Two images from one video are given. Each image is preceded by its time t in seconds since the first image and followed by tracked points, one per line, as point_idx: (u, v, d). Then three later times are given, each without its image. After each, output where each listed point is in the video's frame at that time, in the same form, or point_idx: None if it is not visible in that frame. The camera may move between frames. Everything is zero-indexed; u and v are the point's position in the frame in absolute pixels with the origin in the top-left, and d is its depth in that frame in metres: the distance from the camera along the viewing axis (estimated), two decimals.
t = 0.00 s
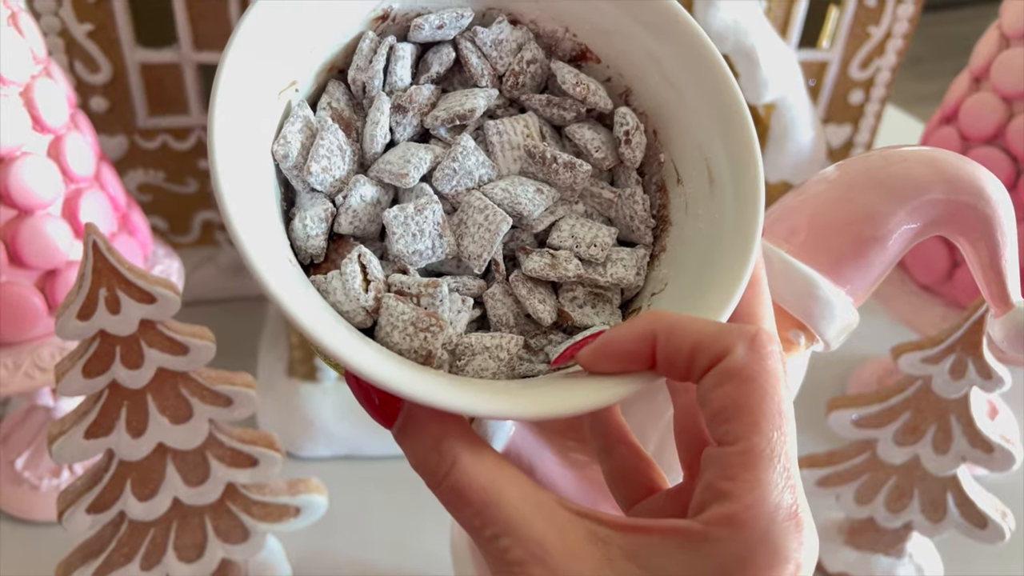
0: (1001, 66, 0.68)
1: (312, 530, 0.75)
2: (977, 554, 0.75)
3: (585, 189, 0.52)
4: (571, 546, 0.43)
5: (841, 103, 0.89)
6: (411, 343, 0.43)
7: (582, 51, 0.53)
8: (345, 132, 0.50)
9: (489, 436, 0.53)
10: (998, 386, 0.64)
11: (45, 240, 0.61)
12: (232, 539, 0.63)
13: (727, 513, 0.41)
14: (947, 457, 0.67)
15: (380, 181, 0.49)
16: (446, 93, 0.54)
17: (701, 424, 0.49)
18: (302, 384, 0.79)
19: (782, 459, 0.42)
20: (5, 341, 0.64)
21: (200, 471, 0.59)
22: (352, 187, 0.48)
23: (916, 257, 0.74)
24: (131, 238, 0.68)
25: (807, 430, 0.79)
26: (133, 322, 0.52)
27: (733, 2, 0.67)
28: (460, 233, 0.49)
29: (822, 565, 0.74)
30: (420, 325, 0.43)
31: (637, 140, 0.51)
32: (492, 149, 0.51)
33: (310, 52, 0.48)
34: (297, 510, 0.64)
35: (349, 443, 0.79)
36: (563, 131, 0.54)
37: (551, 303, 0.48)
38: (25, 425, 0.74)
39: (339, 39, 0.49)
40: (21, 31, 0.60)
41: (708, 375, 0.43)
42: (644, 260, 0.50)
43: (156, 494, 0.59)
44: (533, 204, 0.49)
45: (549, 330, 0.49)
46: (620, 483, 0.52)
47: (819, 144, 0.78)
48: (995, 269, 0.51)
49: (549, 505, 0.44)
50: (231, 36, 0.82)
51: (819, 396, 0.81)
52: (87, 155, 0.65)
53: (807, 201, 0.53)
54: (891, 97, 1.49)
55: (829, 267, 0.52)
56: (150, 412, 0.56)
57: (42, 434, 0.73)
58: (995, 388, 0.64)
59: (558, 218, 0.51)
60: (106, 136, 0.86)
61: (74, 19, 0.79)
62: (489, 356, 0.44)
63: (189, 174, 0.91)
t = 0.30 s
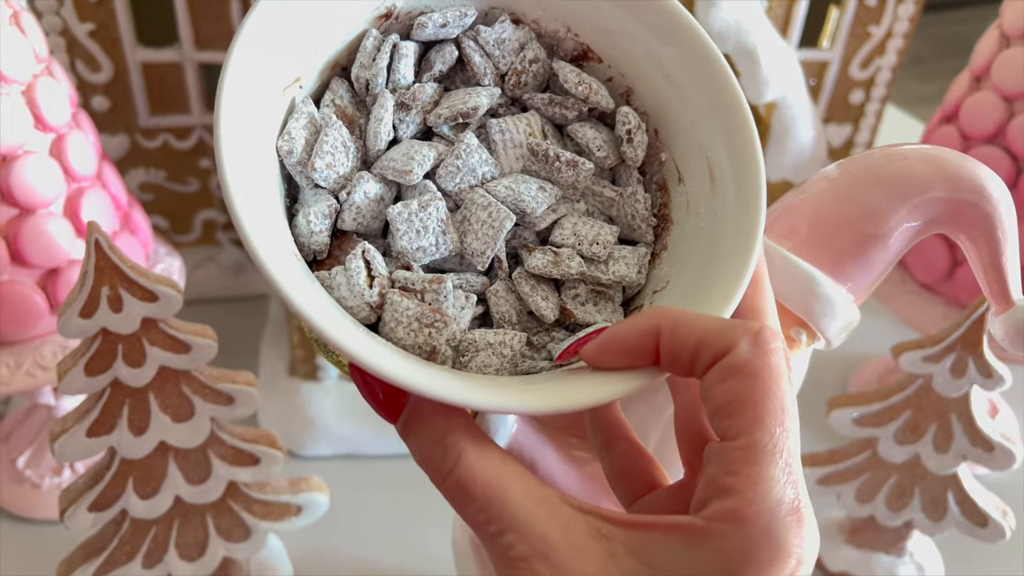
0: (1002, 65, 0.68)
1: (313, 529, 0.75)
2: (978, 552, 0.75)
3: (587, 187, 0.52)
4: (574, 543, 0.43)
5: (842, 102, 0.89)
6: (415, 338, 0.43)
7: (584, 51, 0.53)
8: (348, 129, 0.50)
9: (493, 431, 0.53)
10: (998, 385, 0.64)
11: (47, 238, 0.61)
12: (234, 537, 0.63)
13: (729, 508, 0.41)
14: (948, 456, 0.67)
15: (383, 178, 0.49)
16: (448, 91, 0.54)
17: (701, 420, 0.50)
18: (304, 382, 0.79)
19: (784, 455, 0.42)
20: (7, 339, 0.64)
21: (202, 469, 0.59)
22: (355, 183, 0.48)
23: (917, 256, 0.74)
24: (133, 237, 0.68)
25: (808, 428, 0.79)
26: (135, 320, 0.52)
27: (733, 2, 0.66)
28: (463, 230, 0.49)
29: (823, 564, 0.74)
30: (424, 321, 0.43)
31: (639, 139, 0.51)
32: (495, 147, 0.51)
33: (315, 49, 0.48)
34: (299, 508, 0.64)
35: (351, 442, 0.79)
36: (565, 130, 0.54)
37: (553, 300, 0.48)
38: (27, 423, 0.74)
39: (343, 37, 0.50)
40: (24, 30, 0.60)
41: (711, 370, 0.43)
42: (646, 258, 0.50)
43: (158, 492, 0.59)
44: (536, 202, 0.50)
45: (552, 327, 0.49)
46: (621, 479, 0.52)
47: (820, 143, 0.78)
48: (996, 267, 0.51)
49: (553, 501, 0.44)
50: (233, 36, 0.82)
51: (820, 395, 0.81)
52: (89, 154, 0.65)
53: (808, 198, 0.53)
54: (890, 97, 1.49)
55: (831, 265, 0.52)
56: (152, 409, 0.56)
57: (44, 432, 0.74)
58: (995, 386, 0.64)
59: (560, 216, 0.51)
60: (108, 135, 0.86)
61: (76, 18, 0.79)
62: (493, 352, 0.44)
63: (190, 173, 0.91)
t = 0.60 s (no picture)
0: (994, 67, 0.68)
1: (309, 529, 0.75)
2: (971, 553, 0.75)
3: (577, 189, 0.53)
4: (566, 543, 0.43)
5: (836, 104, 0.90)
6: (406, 338, 0.43)
7: (574, 53, 0.54)
8: (340, 129, 0.50)
9: (484, 428, 0.53)
10: (990, 386, 0.64)
11: (43, 239, 0.62)
12: (229, 537, 0.63)
13: (715, 506, 0.42)
14: (940, 456, 0.67)
15: (375, 179, 0.50)
16: (439, 93, 0.54)
17: (689, 419, 0.50)
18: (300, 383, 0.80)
19: (770, 453, 0.42)
20: (3, 339, 0.64)
21: (197, 468, 0.60)
22: (347, 183, 0.48)
23: (910, 256, 0.74)
24: (129, 238, 0.69)
25: (802, 429, 0.79)
26: (130, 320, 0.53)
27: (727, 3, 0.67)
28: (454, 230, 0.49)
29: (815, 565, 0.74)
30: (415, 321, 0.44)
31: (628, 141, 0.51)
32: (486, 148, 0.52)
33: (308, 50, 0.48)
34: (294, 508, 0.64)
35: (346, 443, 0.80)
36: (555, 132, 0.54)
37: (544, 300, 0.49)
38: (24, 423, 0.75)
39: (335, 39, 0.50)
40: (21, 32, 0.61)
41: (699, 369, 0.44)
42: (635, 259, 0.50)
43: (153, 491, 0.59)
44: (527, 203, 0.50)
45: (542, 326, 0.49)
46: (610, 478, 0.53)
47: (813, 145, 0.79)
48: (983, 268, 0.52)
49: (544, 500, 0.44)
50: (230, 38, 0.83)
51: (814, 396, 0.82)
52: (85, 155, 0.65)
53: (796, 197, 0.54)
54: (886, 99, 1.49)
55: (819, 265, 0.53)
56: (147, 409, 0.56)
57: (40, 433, 0.74)
58: (988, 387, 0.64)
59: (550, 217, 0.52)
60: (105, 137, 0.87)
61: (73, 20, 0.79)
62: (484, 352, 0.45)
63: (187, 174, 0.91)
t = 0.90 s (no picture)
0: (995, 71, 0.68)
1: (306, 534, 0.75)
2: (973, 559, 0.75)
3: (577, 194, 0.52)
4: (560, 543, 0.42)
5: (836, 108, 0.89)
6: (403, 331, 0.43)
7: (578, 62, 0.53)
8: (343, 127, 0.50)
9: (482, 432, 0.53)
10: (992, 391, 0.64)
11: (39, 243, 0.61)
12: (225, 543, 0.63)
13: (713, 506, 0.41)
14: (942, 462, 0.66)
15: (376, 176, 0.49)
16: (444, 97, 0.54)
17: (688, 422, 0.49)
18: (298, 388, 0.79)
19: (768, 454, 0.42)
20: None
21: (193, 474, 0.59)
22: (348, 179, 0.48)
23: (910, 261, 0.74)
24: (125, 243, 0.68)
25: (802, 434, 0.79)
26: (125, 325, 0.52)
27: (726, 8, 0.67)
28: (454, 229, 0.49)
29: (815, 569, 0.73)
30: (413, 313, 0.43)
31: (631, 147, 0.51)
32: (488, 150, 0.51)
33: (314, 49, 0.48)
34: (291, 514, 0.64)
35: (344, 448, 0.79)
36: (558, 139, 0.53)
37: (542, 301, 0.48)
38: (20, 428, 0.74)
39: (342, 40, 0.50)
40: (18, 36, 0.60)
41: (697, 368, 0.43)
42: (635, 265, 0.50)
43: (148, 498, 0.59)
44: (528, 203, 0.50)
45: (540, 328, 0.48)
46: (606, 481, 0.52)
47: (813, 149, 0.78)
48: (983, 272, 0.52)
49: (536, 496, 0.44)
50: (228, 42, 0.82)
51: (814, 400, 0.82)
52: (82, 160, 0.65)
53: (796, 201, 0.53)
54: (885, 103, 1.49)
55: (818, 270, 0.52)
56: (142, 415, 0.56)
57: (37, 438, 0.74)
58: (989, 392, 0.64)
59: (551, 220, 0.51)
60: (102, 141, 0.86)
61: (71, 24, 0.79)
62: (480, 349, 0.44)
63: (185, 179, 0.91)
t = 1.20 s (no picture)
0: (986, 97, 0.68)
1: (298, 559, 0.75)
2: None
3: (566, 232, 0.52)
4: None
5: (830, 129, 0.89)
6: (387, 362, 0.43)
7: (567, 104, 0.54)
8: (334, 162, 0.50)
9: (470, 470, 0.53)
10: (986, 419, 0.64)
11: (29, 272, 0.61)
12: (216, 571, 0.63)
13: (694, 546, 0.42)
14: (935, 488, 0.66)
15: (366, 211, 0.49)
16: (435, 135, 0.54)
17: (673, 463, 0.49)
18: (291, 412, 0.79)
19: (751, 496, 0.43)
20: None
21: (183, 504, 0.59)
22: (338, 213, 0.48)
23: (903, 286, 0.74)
24: (117, 269, 0.68)
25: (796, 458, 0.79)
26: (114, 357, 0.52)
27: (718, 36, 0.69)
28: (442, 263, 0.49)
29: None
30: (397, 345, 0.43)
31: (619, 185, 0.51)
32: (477, 187, 0.51)
33: (307, 84, 0.48)
34: (282, 542, 0.63)
35: (336, 472, 0.79)
36: (547, 178, 0.53)
37: (529, 336, 0.48)
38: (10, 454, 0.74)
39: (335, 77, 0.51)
40: (9, 65, 0.61)
41: (681, 408, 0.44)
42: (622, 302, 0.50)
43: (138, 528, 0.59)
44: (516, 237, 0.49)
45: (525, 363, 0.48)
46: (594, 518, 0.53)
47: (804, 174, 0.79)
48: (971, 313, 0.51)
49: (519, 535, 0.44)
50: (222, 65, 0.82)
51: (808, 423, 0.82)
52: (72, 188, 0.65)
53: (783, 239, 0.54)
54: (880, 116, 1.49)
55: (805, 310, 0.52)
56: (131, 446, 0.56)
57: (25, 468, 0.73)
58: (982, 421, 0.64)
59: (539, 257, 0.51)
60: (96, 163, 0.86)
61: (64, 48, 0.79)
62: (465, 383, 0.44)
63: (179, 201, 0.90)
